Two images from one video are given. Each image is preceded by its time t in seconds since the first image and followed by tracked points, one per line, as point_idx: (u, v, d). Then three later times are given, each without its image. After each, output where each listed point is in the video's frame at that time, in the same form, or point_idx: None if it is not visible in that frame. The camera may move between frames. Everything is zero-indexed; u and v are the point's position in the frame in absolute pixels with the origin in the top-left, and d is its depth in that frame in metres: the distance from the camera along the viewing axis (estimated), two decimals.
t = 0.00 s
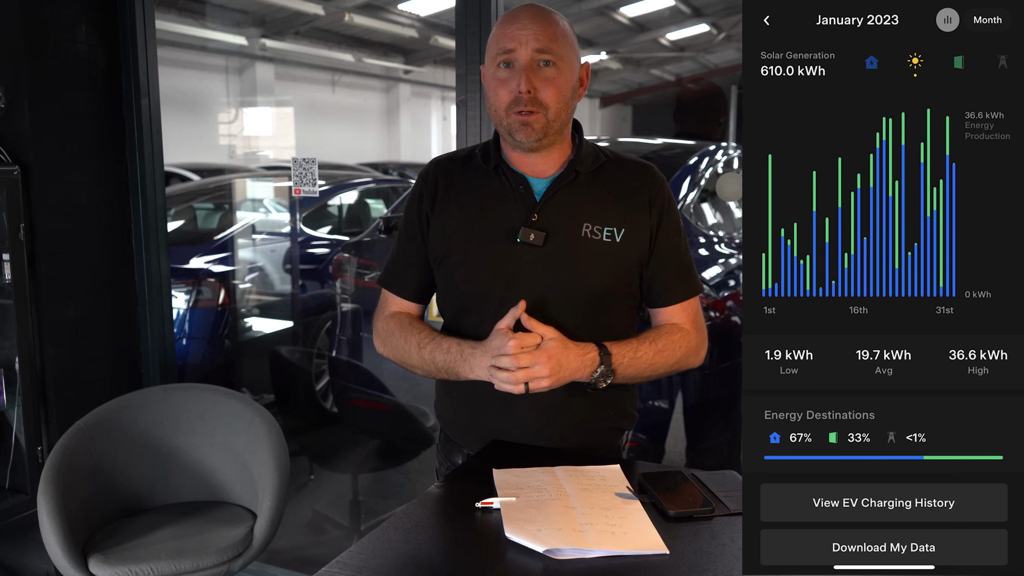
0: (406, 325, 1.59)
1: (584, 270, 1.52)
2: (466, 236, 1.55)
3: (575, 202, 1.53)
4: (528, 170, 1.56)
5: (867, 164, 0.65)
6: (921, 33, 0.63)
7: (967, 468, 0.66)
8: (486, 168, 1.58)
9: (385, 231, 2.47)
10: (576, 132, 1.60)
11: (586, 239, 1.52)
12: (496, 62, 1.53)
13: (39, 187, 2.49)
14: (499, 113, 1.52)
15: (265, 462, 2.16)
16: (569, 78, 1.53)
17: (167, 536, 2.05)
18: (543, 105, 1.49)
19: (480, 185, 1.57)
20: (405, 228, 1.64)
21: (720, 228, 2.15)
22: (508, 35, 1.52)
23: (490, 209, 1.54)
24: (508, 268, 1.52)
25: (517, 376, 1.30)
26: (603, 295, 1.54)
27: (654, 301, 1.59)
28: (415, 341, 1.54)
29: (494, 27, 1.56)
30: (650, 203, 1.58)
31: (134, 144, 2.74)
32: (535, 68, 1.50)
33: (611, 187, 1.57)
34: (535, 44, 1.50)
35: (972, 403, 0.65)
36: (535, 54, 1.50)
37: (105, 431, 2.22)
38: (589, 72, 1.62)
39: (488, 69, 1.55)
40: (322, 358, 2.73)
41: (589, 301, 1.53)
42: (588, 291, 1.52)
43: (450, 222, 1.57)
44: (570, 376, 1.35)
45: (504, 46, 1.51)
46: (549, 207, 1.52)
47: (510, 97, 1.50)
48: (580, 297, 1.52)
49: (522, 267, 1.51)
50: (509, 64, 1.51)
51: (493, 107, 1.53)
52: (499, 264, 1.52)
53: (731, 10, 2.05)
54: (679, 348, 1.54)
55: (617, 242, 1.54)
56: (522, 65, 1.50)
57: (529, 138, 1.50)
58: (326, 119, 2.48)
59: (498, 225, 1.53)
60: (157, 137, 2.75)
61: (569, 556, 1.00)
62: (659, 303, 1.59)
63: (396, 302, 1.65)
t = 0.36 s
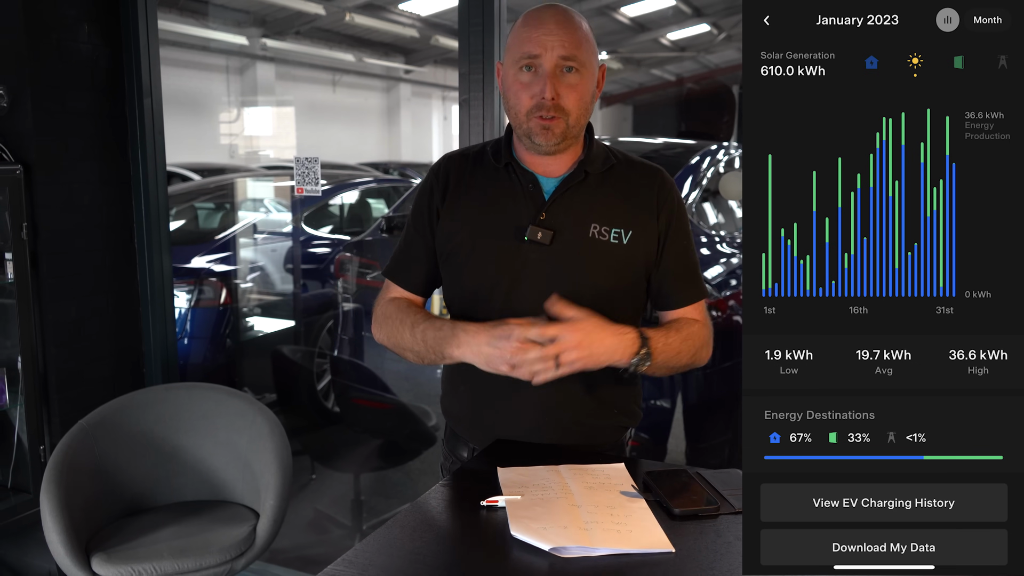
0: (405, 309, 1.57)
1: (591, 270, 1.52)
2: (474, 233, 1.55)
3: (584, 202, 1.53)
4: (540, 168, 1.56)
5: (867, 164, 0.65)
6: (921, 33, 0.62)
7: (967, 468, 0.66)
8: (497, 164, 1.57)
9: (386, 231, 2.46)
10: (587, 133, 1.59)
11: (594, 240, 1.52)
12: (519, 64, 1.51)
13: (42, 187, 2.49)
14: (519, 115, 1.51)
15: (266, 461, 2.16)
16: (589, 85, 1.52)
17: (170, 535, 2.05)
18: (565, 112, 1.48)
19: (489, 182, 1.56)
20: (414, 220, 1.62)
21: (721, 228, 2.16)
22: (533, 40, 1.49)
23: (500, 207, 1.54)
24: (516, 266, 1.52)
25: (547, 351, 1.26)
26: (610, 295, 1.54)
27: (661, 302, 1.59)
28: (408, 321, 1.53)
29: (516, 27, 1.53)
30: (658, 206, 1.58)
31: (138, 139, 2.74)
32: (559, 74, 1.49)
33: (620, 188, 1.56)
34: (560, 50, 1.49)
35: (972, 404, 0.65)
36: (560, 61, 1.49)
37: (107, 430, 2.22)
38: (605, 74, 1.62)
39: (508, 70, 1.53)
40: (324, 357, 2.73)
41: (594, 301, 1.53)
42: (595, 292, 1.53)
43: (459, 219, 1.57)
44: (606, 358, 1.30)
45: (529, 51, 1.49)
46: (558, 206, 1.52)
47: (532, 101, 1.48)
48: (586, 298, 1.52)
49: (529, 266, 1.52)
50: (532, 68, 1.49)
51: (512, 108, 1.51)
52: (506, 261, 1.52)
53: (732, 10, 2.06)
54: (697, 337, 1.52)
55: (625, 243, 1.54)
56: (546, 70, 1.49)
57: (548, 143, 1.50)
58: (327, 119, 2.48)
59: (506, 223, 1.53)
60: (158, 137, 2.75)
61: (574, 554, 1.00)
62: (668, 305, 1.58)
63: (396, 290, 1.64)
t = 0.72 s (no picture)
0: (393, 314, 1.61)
1: (592, 267, 1.52)
2: (475, 234, 1.55)
3: (584, 199, 1.53)
4: (541, 171, 1.56)
5: (867, 164, 0.65)
6: (921, 33, 0.63)
7: (967, 468, 0.66)
8: (496, 166, 1.57)
9: (386, 230, 2.46)
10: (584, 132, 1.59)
11: (595, 236, 1.52)
12: (513, 80, 1.49)
13: (43, 186, 2.49)
14: (515, 130, 1.50)
15: (266, 460, 2.16)
16: (584, 94, 1.51)
17: (171, 534, 2.05)
18: (562, 125, 1.48)
19: (489, 183, 1.56)
20: (413, 224, 1.64)
21: (722, 228, 2.16)
22: (525, 58, 1.47)
23: (500, 207, 1.54)
24: (518, 263, 1.51)
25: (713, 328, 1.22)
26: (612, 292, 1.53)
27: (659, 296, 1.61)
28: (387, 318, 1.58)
29: (510, 41, 1.51)
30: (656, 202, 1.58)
31: (137, 140, 2.74)
32: (553, 89, 1.47)
33: (619, 185, 1.56)
34: (553, 68, 1.46)
35: (972, 403, 0.65)
36: (554, 76, 1.47)
37: (106, 430, 2.22)
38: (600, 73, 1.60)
39: (504, 85, 1.51)
40: (324, 357, 2.74)
41: (596, 298, 1.52)
42: (597, 287, 1.52)
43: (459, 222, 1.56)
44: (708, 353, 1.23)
45: (522, 70, 1.47)
46: (558, 204, 1.52)
47: (528, 117, 1.47)
48: (588, 295, 1.51)
49: (530, 264, 1.51)
50: (526, 85, 1.48)
51: (508, 124, 1.51)
52: (508, 261, 1.52)
53: (732, 10, 2.05)
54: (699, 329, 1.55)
55: (625, 239, 1.54)
56: (541, 87, 1.47)
57: (545, 153, 1.50)
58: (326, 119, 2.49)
59: (506, 222, 1.53)
60: (160, 137, 2.75)
61: (574, 552, 1.00)
62: (663, 296, 1.60)
63: (395, 293, 1.66)
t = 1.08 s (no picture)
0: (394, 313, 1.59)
1: (585, 262, 1.52)
2: (468, 232, 1.55)
3: (576, 195, 1.54)
4: (531, 168, 1.55)
5: (867, 164, 0.65)
6: (920, 33, 0.63)
7: (967, 468, 0.66)
8: (488, 165, 1.57)
9: (385, 230, 2.45)
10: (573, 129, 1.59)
11: (587, 231, 1.52)
12: (489, 84, 1.49)
13: (40, 186, 2.50)
14: (497, 132, 1.50)
15: (263, 460, 2.16)
16: (561, 91, 1.51)
17: (167, 533, 2.05)
18: (541, 123, 1.47)
19: (482, 181, 1.56)
20: (409, 225, 1.64)
21: (720, 227, 2.14)
22: (498, 61, 1.48)
23: (493, 204, 1.54)
24: (512, 259, 1.51)
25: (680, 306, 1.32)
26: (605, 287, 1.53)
27: (649, 290, 1.61)
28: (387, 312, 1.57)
29: (483, 46, 1.51)
30: (646, 198, 1.59)
31: (134, 141, 2.74)
32: (528, 89, 1.48)
33: (610, 181, 1.57)
34: (525, 68, 1.46)
35: (972, 404, 0.65)
36: (527, 76, 1.47)
37: (104, 429, 2.22)
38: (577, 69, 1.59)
39: (482, 90, 1.52)
40: (322, 357, 2.73)
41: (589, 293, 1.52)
42: (592, 281, 1.52)
43: (453, 221, 1.56)
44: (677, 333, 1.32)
45: (495, 73, 1.48)
46: (551, 200, 1.52)
47: (507, 118, 1.48)
48: (582, 291, 1.51)
49: (525, 260, 1.51)
50: (502, 87, 1.48)
51: (490, 126, 1.51)
52: (502, 257, 1.52)
53: (732, 10, 2.05)
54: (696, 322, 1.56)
55: (617, 233, 1.54)
56: (516, 88, 1.47)
57: (530, 152, 1.50)
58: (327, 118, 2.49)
59: (500, 219, 1.53)
60: (156, 137, 2.74)
61: (564, 551, 1.00)
62: (650, 291, 1.61)
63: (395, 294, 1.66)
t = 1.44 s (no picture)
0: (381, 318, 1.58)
1: (562, 265, 1.52)
2: (447, 234, 1.55)
3: (553, 198, 1.54)
4: (510, 173, 1.56)
5: (867, 164, 0.65)
6: (921, 33, 0.63)
7: (968, 468, 0.66)
8: (467, 169, 1.57)
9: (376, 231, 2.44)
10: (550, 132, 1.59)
11: (564, 234, 1.53)
12: (464, 95, 1.50)
13: (31, 187, 2.49)
14: (475, 142, 1.51)
15: (253, 462, 2.16)
16: (536, 99, 1.50)
17: (156, 535, 2.05)
18: (518, 132, 1.48)
19: (461, 184, 1.57)
20: (391, 222, 1.62)
21: (715, 228, 2.15)
22: (472, 72, 1.48)
23: (472, 208, 1.54)
24: (491, 262, 1.52)
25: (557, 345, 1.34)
26: (583, 288, 1.54)
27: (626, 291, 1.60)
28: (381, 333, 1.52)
29: (457, 57, 1.51)
30: (623, 199, 1.58)
31: (126, 143, 2.75)
32: (503, 99, 1.47)
33: (586, 183, 1.57)
34: (499, 78, 1.46)
35: (973, 404, 0.65)
36: (502, 86, 1.47)
37: (94, 431, 2.22)
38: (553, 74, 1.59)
39: (458, 101, 1.52)
40: (317, 358, 2.74)
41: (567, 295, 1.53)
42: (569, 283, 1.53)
43: (433, 223, 1.57)
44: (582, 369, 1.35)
45: (470, 85, 1.48)
46: (528, 204, 1.53)
47: (483, 128, 1.48)
48: (560, 295, 1.52)
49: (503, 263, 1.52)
50: (477, 98, 1.48)
51: (468, 136, 1.52)
52: (480, 260, 1.52)
53: (731, 9, 2.04)
54: (661, 329, 1.54)
55: (595, 235, 1.54)
56: (491, 98, 1.47)
57: (507, 160, 1.50)
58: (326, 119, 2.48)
59: (478, 222, 1.54)
60: (151, 139, 2.76)
61: (539, 553, 1.00)
62: (630, 291, 1.59)
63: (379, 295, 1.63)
